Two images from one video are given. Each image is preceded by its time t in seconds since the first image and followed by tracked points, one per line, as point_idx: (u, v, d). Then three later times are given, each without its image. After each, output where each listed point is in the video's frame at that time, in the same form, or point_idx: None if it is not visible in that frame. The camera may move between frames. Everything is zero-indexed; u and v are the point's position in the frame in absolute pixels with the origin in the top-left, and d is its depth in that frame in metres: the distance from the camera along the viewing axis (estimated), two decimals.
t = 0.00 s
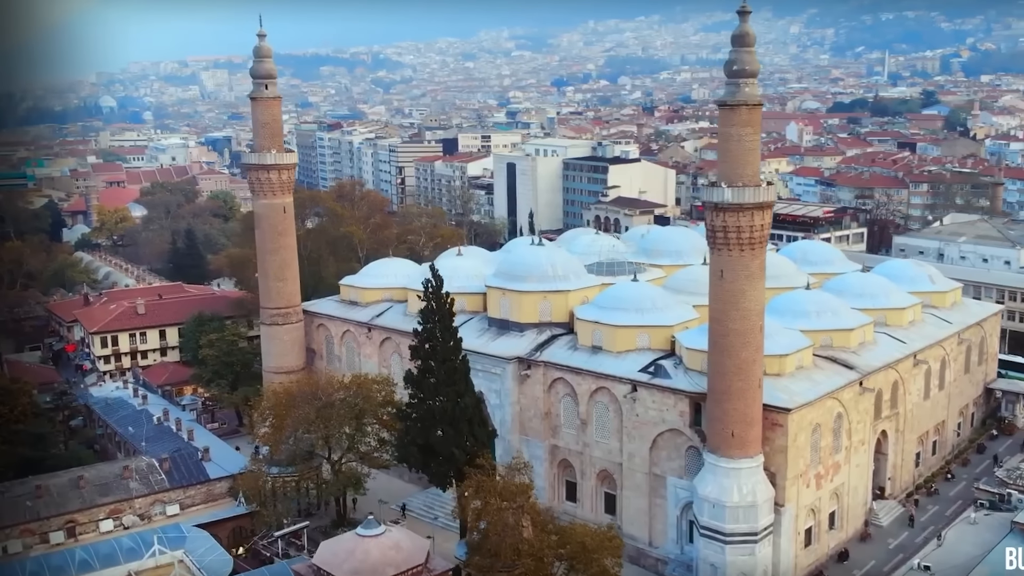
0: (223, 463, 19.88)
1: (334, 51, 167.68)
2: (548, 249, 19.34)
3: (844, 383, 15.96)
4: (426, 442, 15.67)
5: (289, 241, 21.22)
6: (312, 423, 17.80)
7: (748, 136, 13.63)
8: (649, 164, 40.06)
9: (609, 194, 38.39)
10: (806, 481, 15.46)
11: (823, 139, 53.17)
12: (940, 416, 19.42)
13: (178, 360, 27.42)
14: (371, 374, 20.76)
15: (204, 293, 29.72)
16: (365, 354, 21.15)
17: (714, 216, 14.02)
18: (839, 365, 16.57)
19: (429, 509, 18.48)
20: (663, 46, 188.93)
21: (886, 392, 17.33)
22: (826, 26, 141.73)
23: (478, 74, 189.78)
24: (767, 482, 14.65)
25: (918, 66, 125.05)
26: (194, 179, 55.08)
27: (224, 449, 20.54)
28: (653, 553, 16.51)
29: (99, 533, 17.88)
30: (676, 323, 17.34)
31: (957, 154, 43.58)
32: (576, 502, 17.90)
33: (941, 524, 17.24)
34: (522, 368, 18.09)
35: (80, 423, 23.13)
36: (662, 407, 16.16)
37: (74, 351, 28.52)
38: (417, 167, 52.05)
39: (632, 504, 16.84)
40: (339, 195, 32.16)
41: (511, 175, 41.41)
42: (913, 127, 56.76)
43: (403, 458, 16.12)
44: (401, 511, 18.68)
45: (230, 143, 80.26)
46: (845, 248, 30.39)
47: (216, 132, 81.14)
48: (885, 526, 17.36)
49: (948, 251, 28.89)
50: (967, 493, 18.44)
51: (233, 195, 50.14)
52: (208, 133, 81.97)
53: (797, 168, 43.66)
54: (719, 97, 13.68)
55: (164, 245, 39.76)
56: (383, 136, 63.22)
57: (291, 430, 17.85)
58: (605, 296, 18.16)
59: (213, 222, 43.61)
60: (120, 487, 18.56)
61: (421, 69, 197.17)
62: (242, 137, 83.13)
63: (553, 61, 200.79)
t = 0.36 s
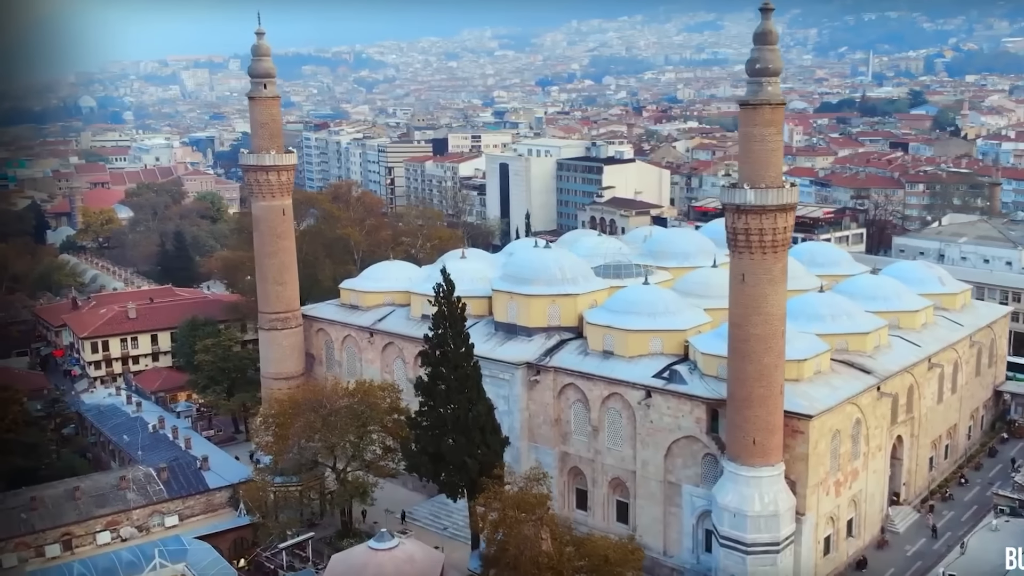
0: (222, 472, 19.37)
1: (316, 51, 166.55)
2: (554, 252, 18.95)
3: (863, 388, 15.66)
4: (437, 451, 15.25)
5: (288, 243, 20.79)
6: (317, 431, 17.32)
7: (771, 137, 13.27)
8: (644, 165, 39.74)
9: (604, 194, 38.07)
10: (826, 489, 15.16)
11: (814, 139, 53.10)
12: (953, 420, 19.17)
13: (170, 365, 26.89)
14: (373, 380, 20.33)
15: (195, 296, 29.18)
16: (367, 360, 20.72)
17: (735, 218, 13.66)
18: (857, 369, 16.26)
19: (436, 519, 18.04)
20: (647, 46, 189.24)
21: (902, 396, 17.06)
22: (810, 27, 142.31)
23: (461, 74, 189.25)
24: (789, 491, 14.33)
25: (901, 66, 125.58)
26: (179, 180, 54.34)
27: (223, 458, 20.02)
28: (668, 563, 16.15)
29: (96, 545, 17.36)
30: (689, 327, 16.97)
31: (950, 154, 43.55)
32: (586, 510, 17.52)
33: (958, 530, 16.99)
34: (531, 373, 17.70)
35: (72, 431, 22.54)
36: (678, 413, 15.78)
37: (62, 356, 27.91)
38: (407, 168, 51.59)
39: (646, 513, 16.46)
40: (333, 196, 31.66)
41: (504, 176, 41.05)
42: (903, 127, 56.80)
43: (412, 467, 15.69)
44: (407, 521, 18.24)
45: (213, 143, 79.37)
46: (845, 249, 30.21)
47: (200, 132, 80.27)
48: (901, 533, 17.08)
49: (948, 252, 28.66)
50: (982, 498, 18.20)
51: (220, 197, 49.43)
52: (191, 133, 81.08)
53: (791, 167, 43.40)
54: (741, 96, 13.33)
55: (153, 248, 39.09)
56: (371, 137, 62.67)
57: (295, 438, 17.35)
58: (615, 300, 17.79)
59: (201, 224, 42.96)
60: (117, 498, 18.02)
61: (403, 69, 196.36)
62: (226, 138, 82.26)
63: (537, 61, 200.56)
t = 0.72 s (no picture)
0: (222, 481, 18.90)
1: (299, 50, 165.47)
2: (562, 254, 18.61)
3: (882, 393, 15.39)
4: (449, 459, 14.86)
5: (288, 246, 20.34)
6: (323, 439, 16.91)
7: (794, 137, 12.96)
8: (639, 165, 39.44)
9: (599, 194, 37.78)
10: (845, 496, 14.89)
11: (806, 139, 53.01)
12: (965, 423, 18.96)
13: (163, 370, 26.38)
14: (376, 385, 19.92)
15: (187, 300, 28.67)
16: (369, 365, 20.31)
17: (757, 220, 13.37)
18: (873, 373, 16.01)
19: (443, 529, 17.65)
20: (631, 46, 189.32)
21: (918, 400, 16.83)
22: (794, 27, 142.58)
23: (445, 74, 188.70)
24: (810, 499, 14.04)
25: (885, 66, 126.05)
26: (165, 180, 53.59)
27: (223, 467, 19.54)
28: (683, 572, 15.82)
29: (93, 558, 16.84)
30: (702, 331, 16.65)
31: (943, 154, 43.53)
32: (597, 518, 17.18)
33: (975, 536, 16.76)
34: (541, 379, 17.34)
35: (64, 438, 21.98)
36: (693, 419, 15.46)
37: (50, 361, 27.22)
38: (396, 168, 51.16)
39: (660, 521, 16.13)
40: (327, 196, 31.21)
41: (497, 176, 40.70)
42: (893, 127, 56.85)
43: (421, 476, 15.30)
44: (413, 530, 17.83)
45: (197, 143, 78.50)
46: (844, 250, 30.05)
47: (183, 132, 79.37)
48: (917, 539, 16.83)
49: (949, 252, 28.50)
50: (996, 502, 17.99)
51: (208, 198, 48.79)
52: (174, 132, 80.12)
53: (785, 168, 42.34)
54: (763, 96, 13.02)
55: (141, 250, 38.50)
56: (358, 137, 62.14)
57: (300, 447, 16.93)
58: (625, 303, 17.46)
59: (189, 225, 42.29)
60: (115, 509, 17.52)
61: (386, 67, 195.35)
62: (209, 138, 81.38)
63: (521, 60, 200.20)
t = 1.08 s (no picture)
0: (223, 490, 18.46)
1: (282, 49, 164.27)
2: (570, 257, 18.27)
3: (901, 397, 15.15)
4: (461, 468, 14.51)
5: (288, 249, 19.91)
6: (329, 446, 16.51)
7: (817, 136, 12.71)
8: (634, 165, 39.16)
9: (595, 194, 37.48)
10: (865, 503, 14.63)
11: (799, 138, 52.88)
12: (977, 426, 18.76)
13: (157, 375, 25.91)
14: (379, 390, 19.54)
15: (180, 304, 28.21)
16: (372, 370, 19.93)
17: (780, 221, 13.10)
18: (891, 377, 15.76)
19: (450, 537, 17.27)
20: (616, 45, 189.26)
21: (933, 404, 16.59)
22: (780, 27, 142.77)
23: (430, 73, 188.04)
24: (832, 507, 13.77)
25: (871, 66, 126.35)
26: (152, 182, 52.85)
27: (223, 475, 19.11)
28: None
29: (92, 570, 16.42)
30: (716, 334, 16.34)
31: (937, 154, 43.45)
32: (609, 526, 16.85)
33: (992, 541, 16.54)
34: (550, 385, 17.00)
35: (57, 446, 21.41)
36: (709, 425, 15.15)
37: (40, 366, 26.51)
38: (387, 168, 50.71)
39: (674, 529, 15.81)
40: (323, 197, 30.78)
41: (491, 176, 40.35)
42: (885, 126, 56.83)
43: (433, 485, 14.94)
44: (420, 539, 17.45)
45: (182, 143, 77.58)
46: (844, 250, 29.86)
47: (167, 131, 78.53)
48: (933, 544, 16.60)
49: (950, 252, 28.34)
50: (1011, 507, 17.79)
51: (196, 198, 48.12)
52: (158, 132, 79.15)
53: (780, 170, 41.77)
54: (787, 95, 12.75)
55: (130, 252, 37.87)
56: (347, 137, 61.55)
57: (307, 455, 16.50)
58: (636, 307, 17.14)
59: (178, 227, 41.67)
60: (114, 520, 17.02)
61: (371, 67, 194.28)
62: (194, 138, 80.47)
63: (505, 60, 199.65)
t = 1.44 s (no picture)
0: (225, 499, 18.00)
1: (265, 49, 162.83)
2: (580, 259, 17.91)
3: (922, 402, 14.89)
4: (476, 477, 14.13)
5: (289, 251, 19.45)
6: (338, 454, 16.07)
7: (844, 136, 12.38)
8: (629, 165, 38.89)
9: (592, 194, 37.16)
10: (888, 510, 14.38)
11: (791, 138, 52.76)
12: (992, 429, 18.56)
13: (151, 380, 25.39)
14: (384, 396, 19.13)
15: (173, 307, 27.73)
16: (376, 374, 19.53)
17: (806, 223, 12.77)
18: (911, 382, 15.51)
19: (460, 547, 16.87)
20: (600, 45, 189.11)
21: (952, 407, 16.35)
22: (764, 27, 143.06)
23: (413, 72, 187.31)
24: (858, 515, 13.48)
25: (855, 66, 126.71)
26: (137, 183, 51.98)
27: (225, 484, 18.65)
28: None
29: None
30: (733, 338, 16.00)
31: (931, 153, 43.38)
32: (622, 534, 16.49)
33: (1011, 547, 16.33)
34: (562, 390, 16.62)
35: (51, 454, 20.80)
36: (728, 431, 14.82)
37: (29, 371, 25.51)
38: (378, 169, 50.27)
39: (692, 537, 15.47)
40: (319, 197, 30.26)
41: (485, 176, 39.99)
42: (876, 126, 56.80)
43: (446, 495, 14.56)
44: (427, 548, 17.06)
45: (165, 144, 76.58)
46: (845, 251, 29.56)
47: (150, 131, 77.51)
48: (952, 550, 16.36)
49: (953, 252, 28.16)
50: None
51: (184, 199, 47.37)
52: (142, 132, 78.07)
53: (774, 170, 41.56)
54: (813, 93, 12.43)
55: (119, 254, 37.22)
56: (335, 137, 60.91)
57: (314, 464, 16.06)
58: (649, 310, 16.79)
59: (166, 229, 41.04)
60: (114, 531, 16.53)
61: (354, 66, 193.13)
62: (177, 138, 79.50)
63: (489, 59, 199.06)
